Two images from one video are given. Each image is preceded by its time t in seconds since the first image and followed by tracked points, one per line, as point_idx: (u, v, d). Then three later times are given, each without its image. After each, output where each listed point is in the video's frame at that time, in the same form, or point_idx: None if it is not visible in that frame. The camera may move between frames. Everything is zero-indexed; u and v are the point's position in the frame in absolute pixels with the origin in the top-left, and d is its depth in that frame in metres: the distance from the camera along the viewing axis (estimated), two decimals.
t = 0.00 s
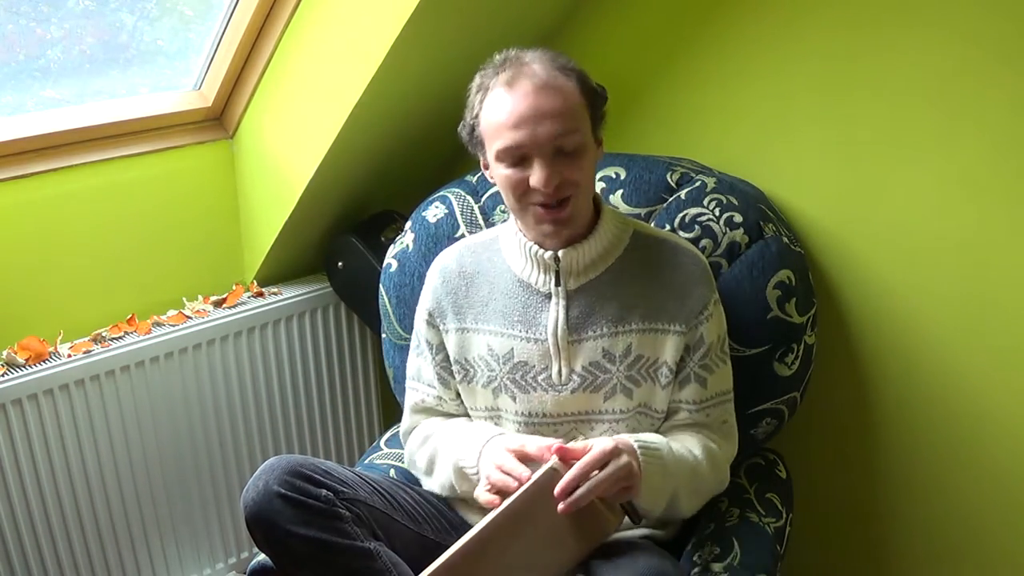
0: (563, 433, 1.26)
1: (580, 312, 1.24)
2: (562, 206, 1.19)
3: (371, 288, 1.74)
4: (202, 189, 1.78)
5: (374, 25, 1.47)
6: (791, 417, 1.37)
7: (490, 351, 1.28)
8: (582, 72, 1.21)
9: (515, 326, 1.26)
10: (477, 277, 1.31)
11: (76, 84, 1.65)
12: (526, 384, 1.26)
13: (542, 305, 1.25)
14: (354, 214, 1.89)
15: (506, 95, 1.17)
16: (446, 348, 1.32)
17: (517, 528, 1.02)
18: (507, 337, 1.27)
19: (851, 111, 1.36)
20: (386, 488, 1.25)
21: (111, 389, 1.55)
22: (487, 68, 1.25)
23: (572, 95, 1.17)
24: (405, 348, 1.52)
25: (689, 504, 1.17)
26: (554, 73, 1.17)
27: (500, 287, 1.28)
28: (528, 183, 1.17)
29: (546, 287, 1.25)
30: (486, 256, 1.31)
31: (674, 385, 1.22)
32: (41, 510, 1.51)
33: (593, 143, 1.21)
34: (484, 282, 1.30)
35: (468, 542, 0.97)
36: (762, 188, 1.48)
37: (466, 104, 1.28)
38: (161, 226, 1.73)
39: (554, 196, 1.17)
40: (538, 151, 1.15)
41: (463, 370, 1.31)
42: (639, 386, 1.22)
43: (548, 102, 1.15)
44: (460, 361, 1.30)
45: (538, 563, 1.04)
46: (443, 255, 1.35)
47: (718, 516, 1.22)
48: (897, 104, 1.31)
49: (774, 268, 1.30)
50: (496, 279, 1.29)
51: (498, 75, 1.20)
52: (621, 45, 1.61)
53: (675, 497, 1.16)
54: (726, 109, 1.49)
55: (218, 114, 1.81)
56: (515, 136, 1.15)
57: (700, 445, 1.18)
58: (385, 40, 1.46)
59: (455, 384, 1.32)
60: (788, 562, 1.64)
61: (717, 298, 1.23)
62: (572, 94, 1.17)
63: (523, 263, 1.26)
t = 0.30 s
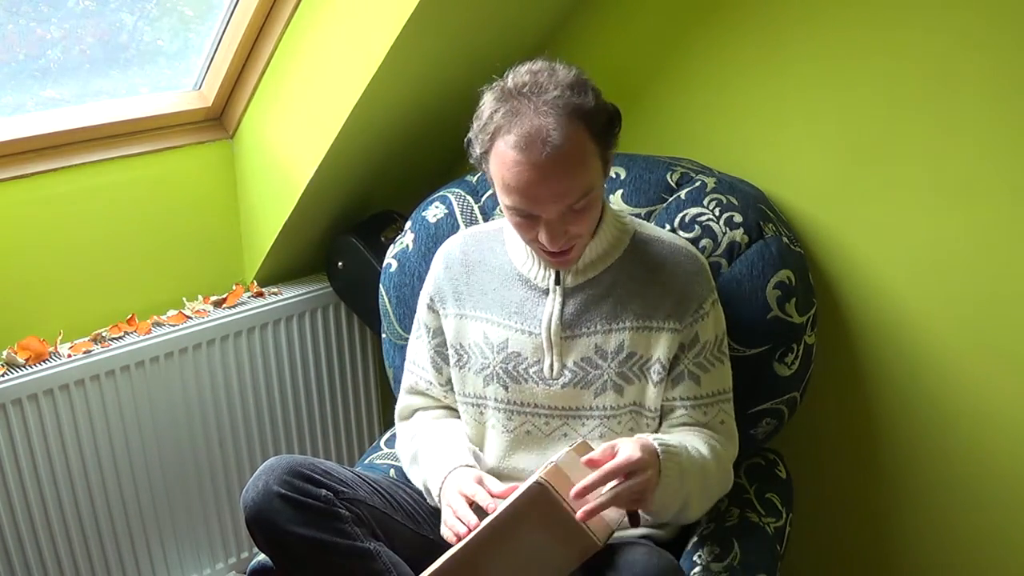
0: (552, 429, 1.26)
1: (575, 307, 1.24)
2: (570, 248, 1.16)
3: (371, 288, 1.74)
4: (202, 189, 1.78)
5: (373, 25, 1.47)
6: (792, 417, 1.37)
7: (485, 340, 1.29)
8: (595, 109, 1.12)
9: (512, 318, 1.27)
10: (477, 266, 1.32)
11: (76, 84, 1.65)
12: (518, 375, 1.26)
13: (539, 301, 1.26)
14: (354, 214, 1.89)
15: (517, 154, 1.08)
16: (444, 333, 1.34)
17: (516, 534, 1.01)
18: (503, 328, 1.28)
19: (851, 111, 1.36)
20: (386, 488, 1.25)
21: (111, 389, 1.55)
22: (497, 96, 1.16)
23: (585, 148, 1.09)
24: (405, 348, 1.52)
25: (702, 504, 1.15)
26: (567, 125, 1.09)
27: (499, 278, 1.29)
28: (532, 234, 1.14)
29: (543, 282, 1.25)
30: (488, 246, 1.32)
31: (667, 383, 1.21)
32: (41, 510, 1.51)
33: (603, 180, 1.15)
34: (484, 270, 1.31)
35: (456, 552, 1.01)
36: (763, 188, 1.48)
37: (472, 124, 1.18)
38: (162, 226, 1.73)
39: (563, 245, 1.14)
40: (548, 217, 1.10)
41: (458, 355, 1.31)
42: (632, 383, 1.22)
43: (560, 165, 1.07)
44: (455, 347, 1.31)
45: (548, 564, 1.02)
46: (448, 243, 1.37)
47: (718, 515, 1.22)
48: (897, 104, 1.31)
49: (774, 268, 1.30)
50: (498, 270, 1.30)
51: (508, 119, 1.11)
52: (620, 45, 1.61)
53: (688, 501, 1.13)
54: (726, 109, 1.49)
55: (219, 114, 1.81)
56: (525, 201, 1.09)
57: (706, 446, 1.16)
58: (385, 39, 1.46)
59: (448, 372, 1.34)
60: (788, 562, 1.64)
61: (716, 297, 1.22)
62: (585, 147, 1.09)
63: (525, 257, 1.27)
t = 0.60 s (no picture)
0: (559, 435, 1.25)
1: (582, 315, 1.24)
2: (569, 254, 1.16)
3: (371, 288, 1.74)
4: (202, 189, 1.78)
5: (374, 25, 1.47)
6: (792, 417, 1.38)
7: (491, 346, 1.29)
8: (591, 112, 1.12)
9: (518, 325, 1.27)
10: (484, 271, 1.32)
11: (76, 84, 1.65)
12: (525, 382, 1.26)
13: (546, 306, 1.26)
14: (354, 214, 1.89)
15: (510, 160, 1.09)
16: (449, 339, 1.35)
17: (515, 531, 1.01)
18: (510, 335, 1.28)
19: (851, 111, 1.36)
20: (387, 487, 1.25)
21: (111, 389, 1.55)
22: (492, 101, 1.16)
23: (579, 152, 1.09)
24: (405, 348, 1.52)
25: (703, 484, 1.16)
26: (560, 130, 1.08)
27: (505, 285, 1.30)
28: (530, 241, 1.14)
29: (550, 288, 1.26)
30: (493, 252, 1.32)
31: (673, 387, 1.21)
32: (41, 510, 1.51)
33: (601, 185, 1.15)
34: (489, 276, 1.31)
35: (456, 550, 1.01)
36: (762, 188, 1.48)
37: (469, 131, 1.19)
38: (162, 226, 1.73)
39: (562, 251, 1.14)
40: (541, 222, 1.10)
41: (464, 361, 1.32)
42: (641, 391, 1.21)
43: (553, 170, 1.07)
44: (461, 352, 1.32)
45: (549, 563, 1.01)
46: (453, 247, 1.37)
47: (718, 516, 1.22)
48: (897, 104, 1.31)
49: (774, 268, 1.30)
50: (504, 276, 1.30)
51: (502, 125, 1.11)
52: (620, 46, 1.61)
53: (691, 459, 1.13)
54: (726, 109, 1.50)
55: (219, 114, 1.81)
56: (519, 207, 1.09)
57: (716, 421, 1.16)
58: (385, 39, 1.46)
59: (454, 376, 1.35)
60: (788, 562, 1.64)
61: (724, 303, 1.23)
62: (579, 152, 1.09)
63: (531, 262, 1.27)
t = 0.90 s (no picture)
0: (556, 434, 1.26)
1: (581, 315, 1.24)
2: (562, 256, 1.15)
3: (371, 288, 1.74)
4: (202, 189, 1.78)
5: (374, 25, 1.47)
6: (792, 417, 1.38)
7: (491, 345, 1.30)
8: (581, 113, 1.11)
9: (517, 324, 1.28)
10: (484, 271, 1.32)
11: (76, 84, 1.65)
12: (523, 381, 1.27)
13: (545, 306, 1.27)
14: (354, 214, 1.89)
15: (497, 161, 1.09)
16: (450, 338, 1.36)
17: (514, 530, 1.01)
18: (509, 334, 1.29)
19: (851, 111, 1.36)
20: (387, 487, 1.25)
21: (111, 389, 1.55)
22: (484, 101, 1.16)
23: (566, 153, 1.08)
24: (405, 348, 1.52)
25: (686, 481, 1.18)
26: (547, 131, 1.08)
27: (505, 285, 1.30)
28: (519, 243, 1.14)
29: (548, 287, 1.26)
30: (493, 251, 1.32)
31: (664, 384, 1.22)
32: (41, 510, 1.51)
33: (593, 186, 1.14)
34: (489, 275, 1.32)
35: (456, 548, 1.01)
36: (763, 188, 1.48)
37: (463, 131, 1.19)
38: (162, 226, 1.73)
39: (552, 253, 1.13)
40: (527, 223, 1.10)
41: (465, 359, 1.33)
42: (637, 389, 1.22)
43: (538, 171, 1.07)
44: (462, 351, 1.33)
45: (549, 563, 1.01)
46: (454, 247, 1.38)
47: (718, 516, 1.22)
48: (897, 104, 1.31)
49: (774, 268, 1.30)
50: (505, 276, 1.30)
51: (491, 125, 1.12)
52: (621, 46, 1.61)
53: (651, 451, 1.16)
54: (727, 109, 1.49)
55: (219, 114, 1.81)
56: (506, 207, 1.10)
57: (692, 421, 1.18)
58: (385, 39, 1.46)
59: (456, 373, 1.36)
60: (788, 562, 1.64)
61: (721, 304, 1.22)
62: (566, 153, 1.08)
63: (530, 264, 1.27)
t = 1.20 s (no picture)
0: (554, 432, 1.28)
1: (573, 311, 1.25)
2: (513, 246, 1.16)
3: (371, 288, 1.74)
4: (202, 189, 1.78)
5: (373, 25, 1.47)
6: (792, 417, 1.38)
7: (487, 345, 1.30)
8: (527, 106, 1.11)
9: (512, 323, 1.29)
10: (480, 272, 1.32)
11: (76, 84, 1.65)
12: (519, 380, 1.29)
13: (537, 304, 1.27)
14: (354, 214, 1.89)
15: (439, 150, 1.12)
16: (448, 338, 1.35)
17: (515, 530, 1.01)
18: (504, 333, 1.29)
19: (851, 111, 1.36)
20: (387, 487, 1.25)
21: (111, 389, 1.55)
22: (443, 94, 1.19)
23: (502, 145, 1.09)
24: (405, 348, 1.52)
25: (705, 475, 1.20)
26: (485, 123, 1.09)
27: (499, 284, 1.30)
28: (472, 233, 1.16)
29: (539, 285, 1.26)
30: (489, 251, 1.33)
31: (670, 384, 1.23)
32: (41, 510, 1.51)
33: (542, 179, 1.13)
34: (485, 276, 1.32)
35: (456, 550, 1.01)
36: (763, 188, 1.48)
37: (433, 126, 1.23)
38: (162, 226, 1.73)
39: (499, 243, 1.15)
40: (469, 214, 1.12)
41: (462, 360, 1.33)
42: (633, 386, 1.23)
43: (471, 162, 1.09)
44: (459, 352, 1.33)
45: (549, 563, 1.00)
46: (451, 249, 1.37)
47: (718, 516, 1.22)
48: (897, 104, 1.31)
49: (774, 268, 1.30)
50: (500, 276, 1.31)
51: (440, 116, 1.15)
52: (620, 46, 1.61)
53: (672, 454, 1.18)
54: (727, 109, 1.49)
55: (219, 114, 1.81)
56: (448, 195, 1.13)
57: (700, 422, 1.19)
58: (385, 39, 1.46)
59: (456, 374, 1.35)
60: (788, 562, 1.64)
61: (716, 300, 1.22)
62: (502, 145, 1.09)
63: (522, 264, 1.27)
